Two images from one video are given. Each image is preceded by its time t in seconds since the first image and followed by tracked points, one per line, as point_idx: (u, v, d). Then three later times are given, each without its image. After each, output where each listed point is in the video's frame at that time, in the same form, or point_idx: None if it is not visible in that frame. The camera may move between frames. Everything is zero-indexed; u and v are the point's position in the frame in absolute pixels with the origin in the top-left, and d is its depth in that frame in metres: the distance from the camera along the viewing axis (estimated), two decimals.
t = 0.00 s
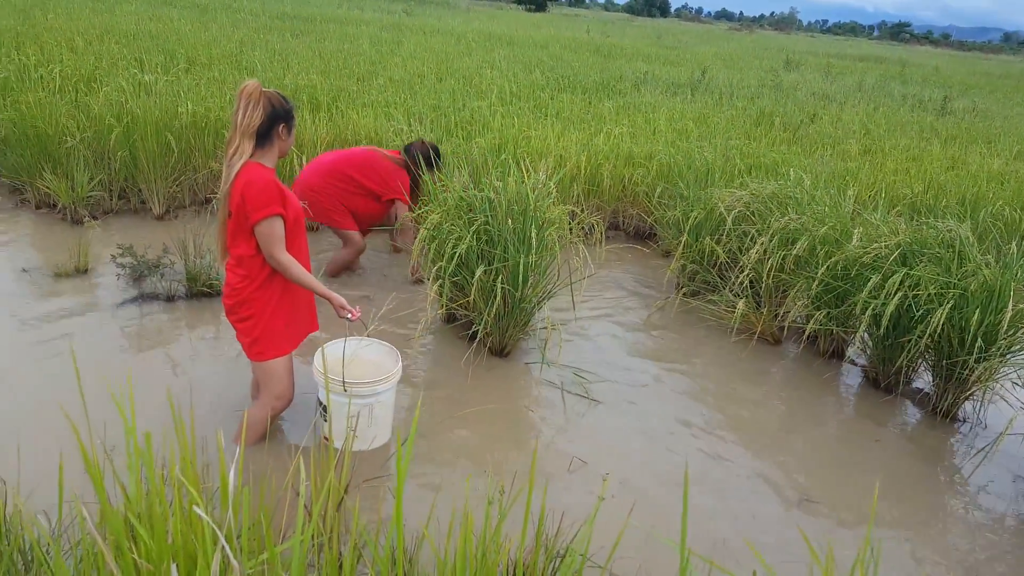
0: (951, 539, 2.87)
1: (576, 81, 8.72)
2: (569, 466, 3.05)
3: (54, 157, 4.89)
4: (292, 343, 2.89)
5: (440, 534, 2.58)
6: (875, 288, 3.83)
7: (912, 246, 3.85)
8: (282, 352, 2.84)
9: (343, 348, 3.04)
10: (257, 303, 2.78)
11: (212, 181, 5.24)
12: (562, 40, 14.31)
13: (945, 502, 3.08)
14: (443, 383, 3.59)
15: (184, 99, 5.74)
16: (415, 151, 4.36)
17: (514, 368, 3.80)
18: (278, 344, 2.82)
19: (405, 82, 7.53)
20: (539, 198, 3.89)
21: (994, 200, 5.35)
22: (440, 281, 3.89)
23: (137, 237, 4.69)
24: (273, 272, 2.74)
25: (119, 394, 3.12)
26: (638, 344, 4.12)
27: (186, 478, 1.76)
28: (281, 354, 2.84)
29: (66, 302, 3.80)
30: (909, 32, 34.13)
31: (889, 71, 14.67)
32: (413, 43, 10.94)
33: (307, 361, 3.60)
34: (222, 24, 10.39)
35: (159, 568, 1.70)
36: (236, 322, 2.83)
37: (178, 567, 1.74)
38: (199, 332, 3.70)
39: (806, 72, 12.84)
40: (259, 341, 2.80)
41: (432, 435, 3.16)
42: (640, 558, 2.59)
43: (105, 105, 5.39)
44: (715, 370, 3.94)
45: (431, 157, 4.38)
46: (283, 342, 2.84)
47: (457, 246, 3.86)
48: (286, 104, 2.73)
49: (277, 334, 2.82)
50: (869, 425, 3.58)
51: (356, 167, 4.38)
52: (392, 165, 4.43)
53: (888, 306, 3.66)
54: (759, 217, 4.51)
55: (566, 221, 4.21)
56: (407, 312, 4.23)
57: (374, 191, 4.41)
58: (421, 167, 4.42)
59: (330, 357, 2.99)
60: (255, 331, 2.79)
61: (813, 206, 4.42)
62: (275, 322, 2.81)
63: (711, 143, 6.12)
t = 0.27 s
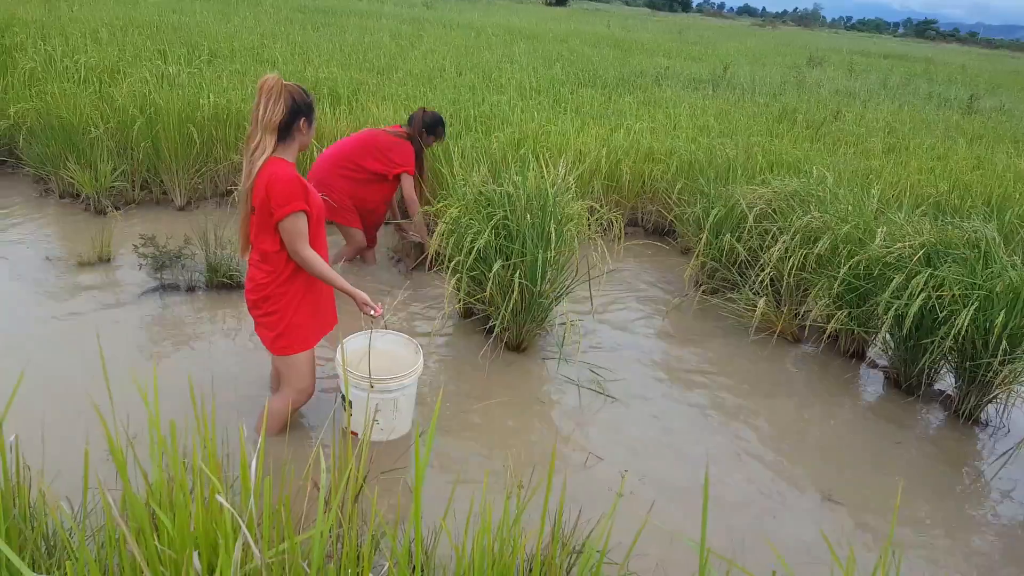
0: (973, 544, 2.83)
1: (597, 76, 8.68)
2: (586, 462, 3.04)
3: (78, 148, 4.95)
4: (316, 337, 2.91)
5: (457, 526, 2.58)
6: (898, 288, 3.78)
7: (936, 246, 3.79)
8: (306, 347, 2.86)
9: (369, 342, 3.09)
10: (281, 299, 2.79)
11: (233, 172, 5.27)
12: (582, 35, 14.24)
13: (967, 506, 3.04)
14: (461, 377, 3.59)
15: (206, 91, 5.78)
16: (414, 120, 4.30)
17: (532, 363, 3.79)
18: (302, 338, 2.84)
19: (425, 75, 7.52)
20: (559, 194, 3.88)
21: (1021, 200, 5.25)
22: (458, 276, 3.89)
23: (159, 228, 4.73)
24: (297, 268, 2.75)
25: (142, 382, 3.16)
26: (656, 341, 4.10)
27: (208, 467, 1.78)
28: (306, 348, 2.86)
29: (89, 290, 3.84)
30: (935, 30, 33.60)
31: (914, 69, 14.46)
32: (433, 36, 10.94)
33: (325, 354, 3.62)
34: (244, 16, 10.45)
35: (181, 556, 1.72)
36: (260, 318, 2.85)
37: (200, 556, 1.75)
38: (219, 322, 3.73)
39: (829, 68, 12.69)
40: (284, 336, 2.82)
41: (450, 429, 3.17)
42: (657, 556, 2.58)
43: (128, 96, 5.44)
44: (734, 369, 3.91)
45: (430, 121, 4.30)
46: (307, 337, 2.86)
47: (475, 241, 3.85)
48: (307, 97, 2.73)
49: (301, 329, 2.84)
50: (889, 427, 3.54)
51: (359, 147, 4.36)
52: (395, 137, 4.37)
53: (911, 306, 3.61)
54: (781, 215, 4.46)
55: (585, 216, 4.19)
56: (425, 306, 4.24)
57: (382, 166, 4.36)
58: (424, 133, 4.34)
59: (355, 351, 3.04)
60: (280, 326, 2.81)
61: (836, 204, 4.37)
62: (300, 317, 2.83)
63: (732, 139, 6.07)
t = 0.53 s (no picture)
0: (996, 541, 2.78)
1: (612, 71, 8.63)
2: (602, 457, 3.03)
3: (97, 144, 4.99)
4: (335, 334, 2.91)
5: (474, 521, 2.58)
6: (918, 283, 3.72)
7: (956, 240, 3.75)
8: (324, 344, 2.86)
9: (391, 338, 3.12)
10: (300, 296, 2.80)
11: (250, 168, 5.29)
12: (597, 29, 14.16)
13: (990, 503, 2.99)
14: (477, 373, 3.58)
15: (223, 87, 5.81)
16: (399, 90, 4.24)
17: (547, 358, 3.78)
18: (321, 336, 2.85)
19: (440, 71, 7.52)
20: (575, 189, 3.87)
21: None
22: (474, 271, 3.88)
23: (177, 224, 4.76)
24: (314, 265, 2.76)
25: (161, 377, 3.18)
26: (672, 337, 4.07)
27: (228, 461, 1.79)
28: (324, 345, 2.86)
29: (109, 286, 3.87)
30: (955, 22, 33.13)
31: (933, 62, 14.28)
32: (448, 31, 10.93)
33: (342, 350, 3.62)
34: (260, 13, 10.49)
35: (201, 551, 1.72)
36: (279, 315, 2.86)
37: (220, 551, 1.75)
38: (236, 317, 3.75)
39: (847, 62, 12.55)
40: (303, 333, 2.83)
41: (465, 424, 3.16)
42: (675, 552, 2.56)
43: (146, 93, 5.48)
44: (752, 364, 3.87)
45: (413, 88, 4.22)
46: (326, 334, 2.86)
47: (491, 237, 3.84)
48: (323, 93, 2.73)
49: (320, 326, 2.84)
50: (909, 423, 3.49)
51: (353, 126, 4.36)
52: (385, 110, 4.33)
53: (930, 301, 3.55)
54: (799, 210, 4.42)
55: (601, 211, 4.17)
56: (440, 302, 4.24)
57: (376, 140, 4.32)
58: (411, 101, 4.25)
59: (377, 347, 3.08)
60: (299, 323, 2.82)
61: (855, 199, 4.33)
62: (318, 314, 2.84)
63: (749, 134, 6.01)
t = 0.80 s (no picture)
0: (1009, 536, 2.75)
1: (619, 66, 8.60)
2: (610, 453, 3.02)
3: (106, 142, 5.00)
4: (342, 332, 2.91)
5: (482, 517, 2.57)
6: (927, 278, 3.69)
7: (965, 234, 3.70)
8: (333, 342, 2.86)
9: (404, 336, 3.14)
10: (308, 293, 2.79)
11: (257, 166, 5.30)
12: (604, 25, 14.11)
13: (1003, 498, 2.96)
14: (485, 369, 3.57)
15: (230, 85, 5.81)
16: (388, 71, 4.14)
17: (555, 355, 3.76)
18: (329, 334, 2.85)
19: (447, 67, 7.51)
20: (583, 185, 3.86)
21: None
22: (482, 267, 3.86)
23: (185, 221, 4.77)
24: (323, 263, 2.75)
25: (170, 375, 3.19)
26: (681, 333, 4.04)
27: (235, 459, 1.78)
28: (333, 343, 2.86)
29: (118, 284, 3.88)
30: (965, 16, 32.85)
31: (943, 56, 14.17)
32: (454, 28, 10.90)
33: (350, 347, 3.62)
34: (267, 10, 10.50)
35: (210, 549, 1.71)
36: (287, 312, 2.86)
37: (229, 549, 1.75)
38: (244, 314, 3.75)
39: (856, 56, 12.47)
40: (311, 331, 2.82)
41: (473, 420, 3.16)
42: (685, 548, 2.55)
43: (155, 92, 5.49)
44: (762, 360, 3.85)
45: (402, 69, 4.11)
46: (334, 331, 2.86)
47: (499, 233, 3.83)
48: (331, 90, 2.71)
49: (328, 324, 2.84)
50: (920, 418, 3.46)
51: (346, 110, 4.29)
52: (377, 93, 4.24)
53: (939, 296, 3.52)
54: (808, 204, 4.38)
55: (609, 207, 4.15)
56: (448, 298, 4.23)
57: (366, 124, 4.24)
58: (401, 82, 4.14)
59: (390, 343, 3.09)
60: (307, 320, 2.81)
61: (864, 193, 4.30)
62: (327, 312, 2.83)
63: (758, 128, 5.98)
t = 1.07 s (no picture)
0: (1018, 538, 2.73)
1: (626, 64, 8.57)
2: (617, 453, 3.01)
3: (114, 140, 5.02)
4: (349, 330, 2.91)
5: (488, 516, 2.57)
6: (935, 277, 3.66)
7: (974, 233, 3.66)
8: (339, 340, 2.87)
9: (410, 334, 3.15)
10: (315, 291, 2.80)
11: (265, 164, 5.31)
12: (610, 23, 14.07)
13: (1012, 499, 2.94)
14: (491, 368, 3.57)
15: (238, 83, 5.82)
16: (391, 66, 4.13)
17: (561, 353, 3.76)
18: (336, 332, 2.85)
19: (454, 65, 7.50)
20: (590, 183, 3.85)
21: None
22: (488, 266, 3.86)
23: (193, 220, 4.78)
24: (330, 261, 2.76)
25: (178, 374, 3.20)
26: (688, 332, 4.03)
27: (241, 458, 1.78)
28: (339, 341, 2.86)
29: (126, 282, 3.90)
30: (974, 13, 32.62)
31: (951, 54, 14.08)
32: (461, 26, 10.89)
33: (356, 345, 3.62)
34: (274, 8, 10.51)
35: (216, 547, 1.72)
36: (294, 310, 2.86)
37: (235, 546, 1.75)
38: (251, 312, 3.76)
39: (863, 54, 12.40)
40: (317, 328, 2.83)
41: (479, 419, 3.16)
42: (691, 548, 2.54)
43: (162, 90, 5.51)
44: (769, 359, 3.83)
45: (405, 65, 4.10)
46: (340, 329, 2.86)
47: (506, 231, 3.82)
48: (341, 88, 2.71)
49: (335, 321, 2.84)
50: (929, 418, 3.44)
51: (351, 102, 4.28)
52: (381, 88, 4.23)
53: (948, 295, 3.49)
54: (815, 203, 4.36)
55: (616, 205, 4.14)
56: (454, 296, 4.23)
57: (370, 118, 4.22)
58: (404, 77, 4.14)
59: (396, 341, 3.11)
60: (314, 318, 2.82)
61: (872, 192, 4.27)
62: (334, 309, 2.84)
63: (765, 126, 5.95)
